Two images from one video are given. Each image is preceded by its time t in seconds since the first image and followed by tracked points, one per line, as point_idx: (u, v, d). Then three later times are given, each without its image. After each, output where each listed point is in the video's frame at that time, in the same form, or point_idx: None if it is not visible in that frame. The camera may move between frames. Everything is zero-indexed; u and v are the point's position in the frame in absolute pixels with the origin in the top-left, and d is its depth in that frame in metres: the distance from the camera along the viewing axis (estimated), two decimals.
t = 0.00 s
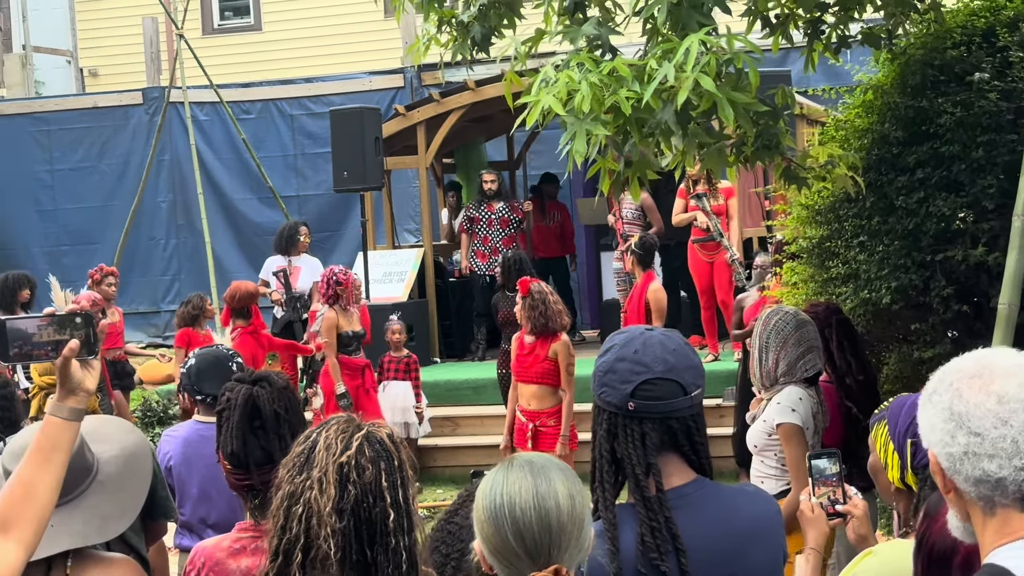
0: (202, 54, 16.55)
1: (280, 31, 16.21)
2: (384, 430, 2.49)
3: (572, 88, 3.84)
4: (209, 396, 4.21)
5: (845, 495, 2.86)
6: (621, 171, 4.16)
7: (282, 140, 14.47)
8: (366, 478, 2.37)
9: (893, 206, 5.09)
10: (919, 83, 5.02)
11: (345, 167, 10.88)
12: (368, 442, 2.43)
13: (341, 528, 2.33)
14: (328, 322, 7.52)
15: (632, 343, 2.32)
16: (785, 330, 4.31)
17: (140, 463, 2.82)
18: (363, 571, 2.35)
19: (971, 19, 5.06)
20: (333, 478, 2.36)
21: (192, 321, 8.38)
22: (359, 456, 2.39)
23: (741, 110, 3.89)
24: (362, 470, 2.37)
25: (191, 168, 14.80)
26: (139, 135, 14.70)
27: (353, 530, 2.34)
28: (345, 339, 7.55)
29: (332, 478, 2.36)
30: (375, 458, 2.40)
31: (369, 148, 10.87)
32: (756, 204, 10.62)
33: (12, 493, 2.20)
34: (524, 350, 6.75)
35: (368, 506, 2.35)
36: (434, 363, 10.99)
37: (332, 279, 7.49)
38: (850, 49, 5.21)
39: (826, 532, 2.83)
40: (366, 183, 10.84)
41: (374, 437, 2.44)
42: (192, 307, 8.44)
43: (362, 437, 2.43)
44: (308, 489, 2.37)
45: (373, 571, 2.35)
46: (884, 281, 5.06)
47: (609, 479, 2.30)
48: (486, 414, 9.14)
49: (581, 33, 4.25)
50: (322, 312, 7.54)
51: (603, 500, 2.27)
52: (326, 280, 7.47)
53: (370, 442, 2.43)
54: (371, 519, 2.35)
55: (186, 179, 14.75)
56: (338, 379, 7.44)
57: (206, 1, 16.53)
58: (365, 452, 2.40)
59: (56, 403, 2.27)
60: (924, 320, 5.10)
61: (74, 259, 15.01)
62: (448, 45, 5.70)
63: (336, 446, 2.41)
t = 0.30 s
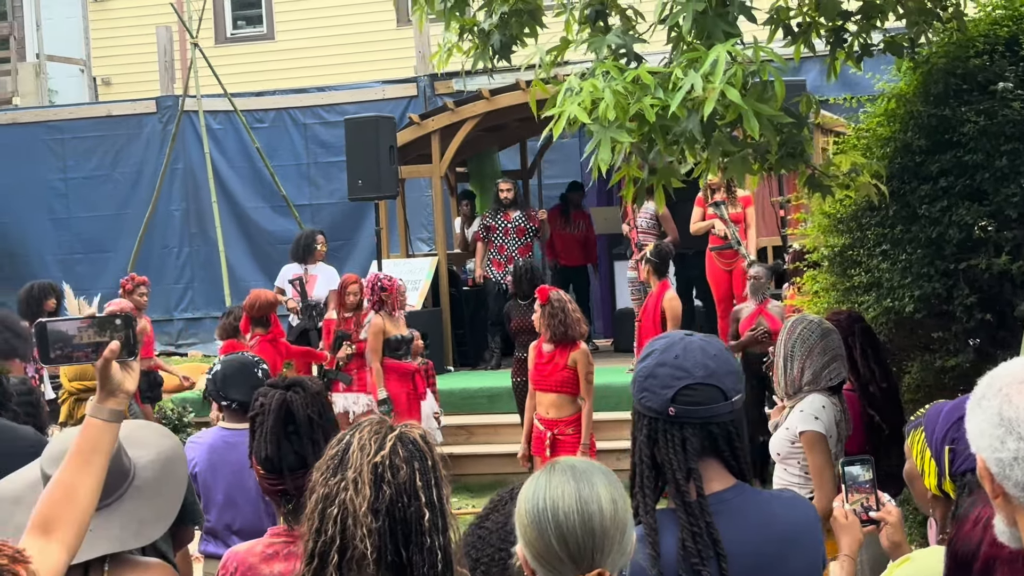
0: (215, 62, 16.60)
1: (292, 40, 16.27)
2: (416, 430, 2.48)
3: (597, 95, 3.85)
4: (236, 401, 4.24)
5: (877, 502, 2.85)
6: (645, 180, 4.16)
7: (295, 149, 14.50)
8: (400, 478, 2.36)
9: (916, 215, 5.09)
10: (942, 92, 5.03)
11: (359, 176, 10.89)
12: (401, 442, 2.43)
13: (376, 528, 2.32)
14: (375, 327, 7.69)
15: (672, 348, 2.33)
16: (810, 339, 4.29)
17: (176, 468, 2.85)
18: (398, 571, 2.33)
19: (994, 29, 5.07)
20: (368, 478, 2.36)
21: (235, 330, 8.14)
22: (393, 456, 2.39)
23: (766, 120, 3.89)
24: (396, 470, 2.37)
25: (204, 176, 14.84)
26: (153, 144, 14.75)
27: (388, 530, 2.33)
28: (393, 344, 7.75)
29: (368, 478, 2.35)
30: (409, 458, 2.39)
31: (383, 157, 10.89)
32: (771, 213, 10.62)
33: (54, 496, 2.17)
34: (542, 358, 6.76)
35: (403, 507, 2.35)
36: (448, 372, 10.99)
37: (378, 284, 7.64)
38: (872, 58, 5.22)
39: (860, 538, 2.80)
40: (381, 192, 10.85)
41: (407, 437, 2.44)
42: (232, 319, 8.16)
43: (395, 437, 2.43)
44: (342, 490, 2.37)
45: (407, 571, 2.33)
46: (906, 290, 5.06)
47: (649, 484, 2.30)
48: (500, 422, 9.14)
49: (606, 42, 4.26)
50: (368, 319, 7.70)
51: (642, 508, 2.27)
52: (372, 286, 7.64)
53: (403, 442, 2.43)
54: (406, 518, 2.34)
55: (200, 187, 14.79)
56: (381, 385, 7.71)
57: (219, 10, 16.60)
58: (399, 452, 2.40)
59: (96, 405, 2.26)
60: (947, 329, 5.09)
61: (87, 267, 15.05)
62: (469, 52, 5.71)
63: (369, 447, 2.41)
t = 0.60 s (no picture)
0: (229, 71, 16.67)
1: (305, 49, 16.33)
2: (449, 431, 2.46)
3: (629, 107, 3.86)
4: (260, 406, 4.28)
5: (911, 508, 2.84)
6: (671, 188, 4.16)
7: (308, 157, 14.55)
8: (434, 479, 2.35)
9: (939, 223, 5.10)
10: (965, 101, 5.05)
11: (374, 184, 10.90)
12: (434, 443, 2.41)
13: (411, 527, 2.31)
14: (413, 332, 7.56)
15: (713, 353, 2.34)
16: (835, 348, 4.24)
17: (211, 472, 2.85)
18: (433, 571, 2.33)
19: (1016, 37, 5.08)
20: (403, 478, 2.35)
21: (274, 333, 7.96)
22: (427, 456, 2.37)
23: (791, 126, 3.89)
24: (431, 470, 2.36)
25: (218, 185, 14.89)
26: (167, 152, 14.80)
27: (422, 530, 2.32)
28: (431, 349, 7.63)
29: (403, 479, 2.34)
30: (442, 459, 2.38)
31: (398, 166, 10.90)
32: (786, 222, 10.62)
33: (93, 493, 2.22)
34: (561, 366, 6.76)
35: (437, 507, 2.34)
36: (462, 380, 10.99)
37: (417, 288, 7.57)
38: (895, 66, 5.22)
39: (894, 545, 2.78)
40: (396, 201, 10.86)
41: (440, 438, 2.42)
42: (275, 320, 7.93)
43: (429, 438, 2.41)
44: (377, 491, 2.35)
45: (443, 571, 2.34)
46: (929, 298, 5.06)
47: (691, 488, 2.31)
48: (515, 431, 9.14)
49: (633, 52, 4.27)
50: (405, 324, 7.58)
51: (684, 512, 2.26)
52: (410, 291, 7.58)
53: (437, 442, 2.41)
54: (441, 518, 2.34)
55: (213, 195, 14.85)
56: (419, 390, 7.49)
57: (232, 19, 16.66)
58: (433, 452, 2.39)
59: (135, 403, 2.29)
60: (970, 337, 5.09)
61: (101, 274, 15.10)
62: (492, 61, 5.72)
63: (404, 447, 2.39)
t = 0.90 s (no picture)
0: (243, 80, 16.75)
1: (319, 58, 16.42)
2: (484, 429, 2.30)
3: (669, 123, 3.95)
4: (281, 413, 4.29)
5: (942, 515, 2.84)
6: (698, 199, 4.18)
7: (322, 166, 14.60)
8: (468, 466, 2.19)
9: (961, 232, 5.12)
10: (987, 111, 5.07)
11: (389, 194, 10.93)
12: (469, 435, 2.25)
13: (441, 512, 2.15)
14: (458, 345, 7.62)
15: (749, 357, 2.37)
16: (861, 355, 4.21)
17: (246, 477, 2.87)
18: (459, 563, 2.15)
19: None
20: (436, 464, 2.19)
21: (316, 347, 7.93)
22: (462, 444, 2.23)
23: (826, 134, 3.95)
24: (465, 458, 2.20)
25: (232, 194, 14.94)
26: (181, 161, 14.84)
27: (452, 516, 2.15)
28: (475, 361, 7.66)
29: (436, 464, 2.19)
30: (477, 450, 2.22)
31: (414, 175, 10.92)
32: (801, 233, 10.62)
33: (126, 487, 2.23)
34: (580, 375, 6.78)
35: (470, 495, 2.18)
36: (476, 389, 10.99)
37: (460, 301, 7.61)
38: (916, 76, 5.25)
39: (926, 552, 2.78)
40: (411, 210, 10.88)
41: (475, 431, 2.27)
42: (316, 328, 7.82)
43: (463, 430, 2.26)
44: (408, 477, 2.19)
45: (470, 561, 2.15)
46: (951, 307, 5.07)
47: (727, 491, 2.34)
48: (531, 439, 9.13)
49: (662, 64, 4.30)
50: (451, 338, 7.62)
51: (722, 514, 2.31)
52: (454, 303, 7.61)
53: (472, 435, 2.26)
54: (473, 507, 2.17)
55: (227, 205, 14.89)
56: (462, 403, 7.50)
57: (246, 29, 16.75)
58: (468, 443, 2.23)
59: (164, 395, 2.31)
60: (991, 347, 5.10)
61: (115, 283, 15.15)
62: (513, 69, 5.76)
63: (438, 435, 2.24)
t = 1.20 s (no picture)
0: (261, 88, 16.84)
1: (335, 66, 16.49)
2: (516, 435, 2.29)
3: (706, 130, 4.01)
4: (306, 419, 4.30)
5: (970, 521, 2.85)
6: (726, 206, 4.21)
7: (339, 174, 14.64)
8: (498, 463, 2.18)
9: (984, 240, 5.12)
10: (1010, 118, 5.09)
11: (407, 201, 10.96)
12: (502, 440, 2.25)
13: (468, 502, 2.14)
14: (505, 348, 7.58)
15: (780, 362, 2.47)
16: (884, 362, 4.08)
17: (276, 481, 2.89)
18: (483, 559, 2.12)
19: None
20: (466, 459, 2.19)
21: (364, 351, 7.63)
22: (495, 443, 2.22)
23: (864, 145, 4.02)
24: (496, 455, 2.20)
25: (249, 202, 15.01)
26: (199, 168, 14.88)
27: (478, 510, 2.13)
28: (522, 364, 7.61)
29: (465, 459, 2.19)
30: (510, 454, 2.21)
31: (431, 182, 10.94)
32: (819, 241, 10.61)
33: (146, 488, 2.27)
34: (599, 383, 6.79)
35: (498, 491, 2.16)
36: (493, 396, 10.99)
37: (506, 304, 7.61)
38: (938, 84, 5.26)
39: (954, 558, 2.74)
40: (428, 217, 10.90)
41: (508, 437, 2.26)
42: (361, 337, 7.68)
43: (497, 434, 2.25)
44: (436, 472, 2.20)
45: (494, 557, 2.12)
46: (973, 316, 5.08)
47: (759, 496, 2.43)
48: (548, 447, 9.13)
49: (689, 72, 4.34)
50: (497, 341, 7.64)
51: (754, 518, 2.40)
52: (500, 306, 7.62)
53: (506, 439, 2.25)
54: (501, 503, 2.15)
55: (244, 212, 14.94)
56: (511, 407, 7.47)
57: (263, 37, 16.83)
58: (500, 445, 2.23)
59: (182, 395, 2.35)
60: (1013, 355, 5.08)
61: (132, 289, 15.22)
62: (534, 75, 5.78)
63: (471, 433, 2.25)
